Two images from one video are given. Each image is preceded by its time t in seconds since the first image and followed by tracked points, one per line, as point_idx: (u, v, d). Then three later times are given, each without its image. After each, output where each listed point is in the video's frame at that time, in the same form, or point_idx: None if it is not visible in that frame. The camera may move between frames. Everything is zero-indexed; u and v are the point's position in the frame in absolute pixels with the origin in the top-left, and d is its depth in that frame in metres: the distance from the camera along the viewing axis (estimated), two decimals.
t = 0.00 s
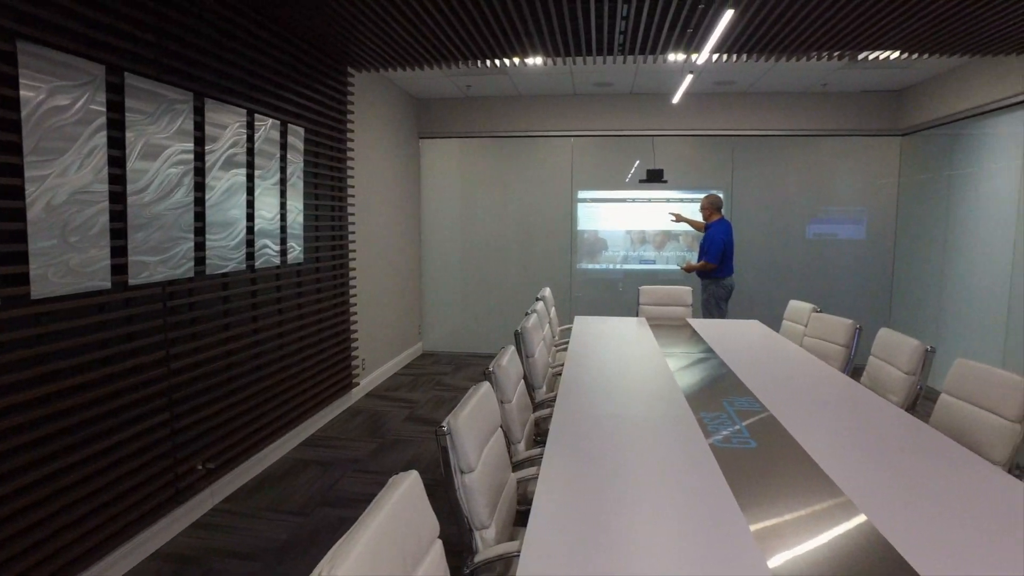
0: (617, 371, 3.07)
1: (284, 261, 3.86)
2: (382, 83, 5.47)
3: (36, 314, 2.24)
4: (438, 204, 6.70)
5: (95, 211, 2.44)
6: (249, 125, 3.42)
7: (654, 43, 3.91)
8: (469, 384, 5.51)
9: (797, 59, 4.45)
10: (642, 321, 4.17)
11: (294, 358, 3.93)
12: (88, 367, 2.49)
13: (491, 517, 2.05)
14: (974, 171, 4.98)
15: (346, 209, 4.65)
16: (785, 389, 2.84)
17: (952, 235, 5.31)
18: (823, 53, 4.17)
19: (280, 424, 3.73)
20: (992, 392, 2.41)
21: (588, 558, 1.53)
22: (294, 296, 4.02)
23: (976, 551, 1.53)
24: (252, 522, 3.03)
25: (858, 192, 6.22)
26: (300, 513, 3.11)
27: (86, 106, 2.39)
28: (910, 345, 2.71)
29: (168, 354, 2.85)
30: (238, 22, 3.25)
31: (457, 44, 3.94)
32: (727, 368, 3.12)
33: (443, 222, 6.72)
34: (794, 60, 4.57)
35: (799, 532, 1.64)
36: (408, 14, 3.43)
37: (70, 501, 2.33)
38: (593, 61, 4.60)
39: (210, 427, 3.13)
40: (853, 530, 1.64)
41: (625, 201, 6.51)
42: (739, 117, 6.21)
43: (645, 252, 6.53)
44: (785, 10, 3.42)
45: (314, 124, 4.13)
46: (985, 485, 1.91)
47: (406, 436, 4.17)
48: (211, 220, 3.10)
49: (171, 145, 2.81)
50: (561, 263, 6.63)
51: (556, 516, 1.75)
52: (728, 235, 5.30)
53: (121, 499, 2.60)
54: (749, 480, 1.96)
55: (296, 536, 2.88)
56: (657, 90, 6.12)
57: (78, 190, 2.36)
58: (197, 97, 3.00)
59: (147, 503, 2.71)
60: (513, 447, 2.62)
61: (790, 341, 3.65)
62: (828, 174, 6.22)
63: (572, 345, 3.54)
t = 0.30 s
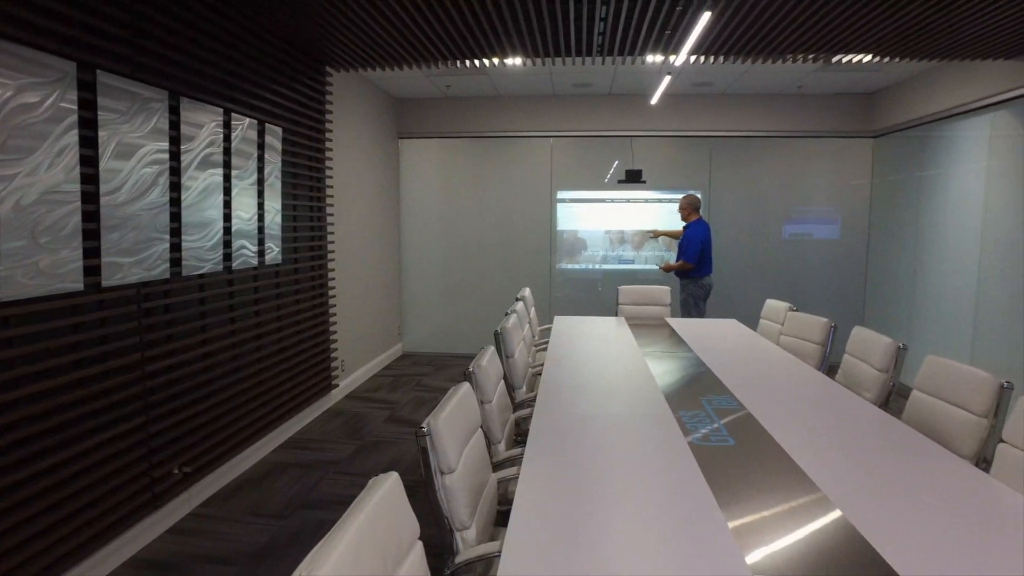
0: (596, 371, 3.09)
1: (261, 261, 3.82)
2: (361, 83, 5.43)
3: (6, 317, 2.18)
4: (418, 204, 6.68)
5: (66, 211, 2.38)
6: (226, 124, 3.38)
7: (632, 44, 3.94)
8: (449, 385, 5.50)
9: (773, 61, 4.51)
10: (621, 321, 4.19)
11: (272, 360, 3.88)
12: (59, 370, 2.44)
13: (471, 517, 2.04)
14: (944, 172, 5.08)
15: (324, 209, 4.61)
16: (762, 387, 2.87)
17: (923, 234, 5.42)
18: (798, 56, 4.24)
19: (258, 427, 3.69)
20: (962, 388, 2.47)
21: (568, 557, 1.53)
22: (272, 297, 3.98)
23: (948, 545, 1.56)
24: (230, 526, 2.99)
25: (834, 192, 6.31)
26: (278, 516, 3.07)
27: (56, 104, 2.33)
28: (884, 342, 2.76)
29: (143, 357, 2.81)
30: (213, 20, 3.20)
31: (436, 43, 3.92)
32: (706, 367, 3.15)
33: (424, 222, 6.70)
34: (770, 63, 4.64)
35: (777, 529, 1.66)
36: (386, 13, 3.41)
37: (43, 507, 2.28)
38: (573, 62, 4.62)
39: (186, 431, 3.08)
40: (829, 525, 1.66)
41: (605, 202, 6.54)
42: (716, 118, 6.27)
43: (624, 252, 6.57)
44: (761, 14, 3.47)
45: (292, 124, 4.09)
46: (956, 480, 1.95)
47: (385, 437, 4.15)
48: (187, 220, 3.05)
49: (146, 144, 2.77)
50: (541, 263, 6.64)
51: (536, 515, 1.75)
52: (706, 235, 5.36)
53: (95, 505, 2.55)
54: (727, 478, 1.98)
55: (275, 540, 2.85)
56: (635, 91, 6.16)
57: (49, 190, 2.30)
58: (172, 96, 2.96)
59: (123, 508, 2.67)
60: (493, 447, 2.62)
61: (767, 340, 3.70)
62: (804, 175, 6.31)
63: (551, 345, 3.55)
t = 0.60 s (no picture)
0: (577, 370, 3.09)
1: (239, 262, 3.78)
2: (341, 83, 5.40)
3: None
4: (400, 205, 6.65)
5: (38, 212, 2.32)
6: (203, 123, 3.34)
7: (610, 45, 3.96)
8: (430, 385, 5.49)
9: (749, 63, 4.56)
10: (602, 321, 4.21)
11: (250, 362, 3.84)
12: (32, 373, 2.38)
13: (452, 518, 2.04)
14: (918, 173, 5.16)
15: (303, 210, 4.57)
16: (741, 385, 2.89)
17: (897, 234, 5.50)
18: (774, 58, 4.29)
19: (236, 430, 3.65)
20: (935, 385, 2.51)
21: (549, 558, 1.53)
22: (250, 298, 3.95)
23: (923, 540, 1.58)
24: (208, 530, 2.95)
25: (812, 192, 6.39)
26: (257, 519, 3.04)
27: (27, 102, 2.27)
28: (860, 341, 2.80)
29: (119, 359, 2.76)
30: (190, 17, 3.16)
31: (415, 42, 3.91)
32: (685, 366, 3.17)
33: (405, 222, 6.67)
34: (748, 64, 4.69)
35: (755, 527, 1.67)
36: (365, 12, 3.39)
37: (16, 513, 2.23)
38: (552, 62, 4.63)
39: (163, 434, 3.04)
40: (806, 522, 1.68)
41: (585, 202, 6.57)
42: (695, 119, 6.32)
43: (604, 252, 6.61)
44: (738, 16, 3.50)
45: (270, 123, 4.06)
46: (931, 476, 1.98)
47: (366, 439, 4.13)
48: (163, 221, 3.01)
49: (121, 144, 2.72)
50: (523, 263, 6.65)
51: (518, 515, 1.74)
52: (686, 234, 5.40)
53: (70, 510, 2.50)
54: (707, 476, 1.99)
55: (254, 544, 2.82)
56: (615, 91, 6.19)
57: (20, 189, 2.24)
58: (148, 94, 2.91)
59: (98, 513, 2.62)
60: (474, 448, 2.62)
61: (747, 339, 3.73)
62: (782, 175, 6.39)
63: (532, 345, 3.55)
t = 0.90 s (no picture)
0: (558, 370, 3.10)
1: (217, 263, 3.74)
2: (320, 83, 5.36)
3: None
4: (381, 205, 6.62)
5: (9, 212, 2.26)
6: (180, 122, 3.30)
7: (590, 45, 3.97)
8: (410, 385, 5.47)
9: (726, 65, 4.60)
10: (582, 321, 4.22)
11: (228, 364, 3.80)
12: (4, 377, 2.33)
13: (434, 519, 2.03)
14: (891, 174, 5.25)
15: (282, 210, 4.53)
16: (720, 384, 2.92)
17: (872, 234, 5.59)
18: (752, 60, 4.34)
19: (214, 432, 3.60)
20: (909, 382, 2.55)
21: (529, 557, 1.53)
22: (228, 300, 3.90)
23: (898, 534, 1.61)
24: (186, 535, 2.91)
25: (789, 193, 6.47)
26: (237, 523, 3.01)
27: None
28: (836, 339, 2.84)
29: (93, 362, 2.71)
30: (165, 15, 3.12)
31: (395, 42, 3.89)
32: (665, 365, 3.19)
33: (386, 223, 6.64)
34: (726, 65, 4.73)
35: (735, 524, 1.68)
36: (344, 11, 3.37)
37: None
38: (531, 62, 4.64)
39: (140, 438, 2.99)
40: (784, 519, 1.70)
41: (565, 202, 6.59)
42: (674, 120, 6.37)
43: (585, 252, 6.63)
44: (716, 18, 3.54)
45: (248, 122, 4.02)
46: (905, 471, 2.01)
47: (346, 440, 4.10)
48: (139, 221, 2.96)
49: (95, 143, 2.67)
50: (504, 263, 6.65)
51: (498, 515, 1.74)
52: (665, 234, 5.44)
53: (43, 516, 2.45)
54: (686, 474, 2.01)
55: (233, 548, 2.78)
56: (595, 92, 6.22)
57: None
58: (123, 93, 2.86)
59: (73, 519, 2.57)
60: (456, 449, 2.61)
61: (726, 338, 3.76)
62: (760, 176, 6.46)
63: (513, 346, 3.56)
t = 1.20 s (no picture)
0: (539, 370, 3.11)
1: (195, 264, 3.69)
2: (299, 82, 5.32)
3: None
4: (362, 205, 6.58)
5: None
6: (155, 121, 3.25)
7: (570, 46, 3.99)
8: (392, 386, 5.45)
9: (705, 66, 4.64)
10: (563, 321, 4.23)
11: (206, 366, 3.75)
12: None
13: (415, 520, 2.02)
14: (867, 175, 5.33)
15: (260, 211, 4.48)
16: (699, 382, 2.94)
17: (848, 233, 5.67)
18: (730, 61, 4.38)
19: (192, 436, 3.56)
20: (884, 379, 2.59)
21: (509, 558, 1.52)
22: (205, 302, 3.86)
23: (875, 530, 1.62)
24: (163, 540, 2.87)
25: (768, 193, 6.54)
26: (215, 527, 2.97)
27: None
28: (813, 338, 2.87)
29: (66, 365, 2.66)
30: (140, 12, 3.08)
31: (375, 41, 3.87)
32: (646, 364, 3.21)
33: (368, 223, 6.61)
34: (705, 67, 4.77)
35: (715, 522, 1.69)
36: (323, 10, 3.35)
37: None
38: (512, 62, 4.65)
39: (116, 442, 2.95)
40: (764, 516, 1.71)
41: (546, 203, 6.60)
42: (654, 120, 6.41)
43: (565, 251, 6.65)
44: (694, 19, 3.56)
45: (226, 122, 3.98)
46: (880, 467, 2.04)
47: (327, 442, 4.07)
48: (114, 222, 2.91)
49: (67, 142, 2.62)
50: (485, 264, 6.65)
51: (480, 516, 1.73)
52: (646, 235, 5.47)
53: (15, 523, 2.40)
54: (665, 473, 2.02)
55: (211, 553, 2.75)
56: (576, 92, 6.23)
57: None
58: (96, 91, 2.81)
59: (46, 525, 2.52)
60: (437, 449, 2.61)
61: (706, 337, 3.79)
62: (739, 176, 6.52)
63: (494, 345, 3.56)
